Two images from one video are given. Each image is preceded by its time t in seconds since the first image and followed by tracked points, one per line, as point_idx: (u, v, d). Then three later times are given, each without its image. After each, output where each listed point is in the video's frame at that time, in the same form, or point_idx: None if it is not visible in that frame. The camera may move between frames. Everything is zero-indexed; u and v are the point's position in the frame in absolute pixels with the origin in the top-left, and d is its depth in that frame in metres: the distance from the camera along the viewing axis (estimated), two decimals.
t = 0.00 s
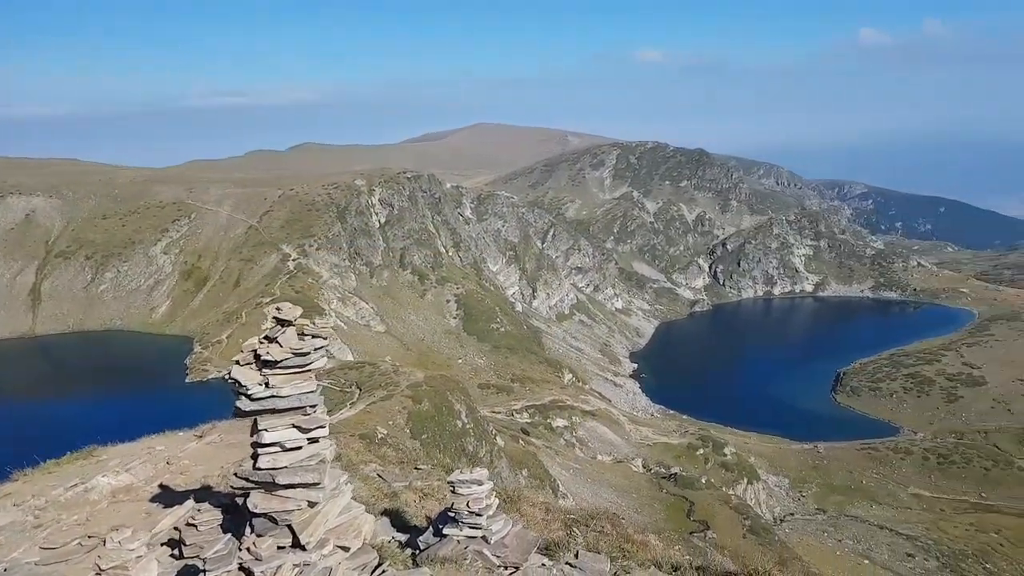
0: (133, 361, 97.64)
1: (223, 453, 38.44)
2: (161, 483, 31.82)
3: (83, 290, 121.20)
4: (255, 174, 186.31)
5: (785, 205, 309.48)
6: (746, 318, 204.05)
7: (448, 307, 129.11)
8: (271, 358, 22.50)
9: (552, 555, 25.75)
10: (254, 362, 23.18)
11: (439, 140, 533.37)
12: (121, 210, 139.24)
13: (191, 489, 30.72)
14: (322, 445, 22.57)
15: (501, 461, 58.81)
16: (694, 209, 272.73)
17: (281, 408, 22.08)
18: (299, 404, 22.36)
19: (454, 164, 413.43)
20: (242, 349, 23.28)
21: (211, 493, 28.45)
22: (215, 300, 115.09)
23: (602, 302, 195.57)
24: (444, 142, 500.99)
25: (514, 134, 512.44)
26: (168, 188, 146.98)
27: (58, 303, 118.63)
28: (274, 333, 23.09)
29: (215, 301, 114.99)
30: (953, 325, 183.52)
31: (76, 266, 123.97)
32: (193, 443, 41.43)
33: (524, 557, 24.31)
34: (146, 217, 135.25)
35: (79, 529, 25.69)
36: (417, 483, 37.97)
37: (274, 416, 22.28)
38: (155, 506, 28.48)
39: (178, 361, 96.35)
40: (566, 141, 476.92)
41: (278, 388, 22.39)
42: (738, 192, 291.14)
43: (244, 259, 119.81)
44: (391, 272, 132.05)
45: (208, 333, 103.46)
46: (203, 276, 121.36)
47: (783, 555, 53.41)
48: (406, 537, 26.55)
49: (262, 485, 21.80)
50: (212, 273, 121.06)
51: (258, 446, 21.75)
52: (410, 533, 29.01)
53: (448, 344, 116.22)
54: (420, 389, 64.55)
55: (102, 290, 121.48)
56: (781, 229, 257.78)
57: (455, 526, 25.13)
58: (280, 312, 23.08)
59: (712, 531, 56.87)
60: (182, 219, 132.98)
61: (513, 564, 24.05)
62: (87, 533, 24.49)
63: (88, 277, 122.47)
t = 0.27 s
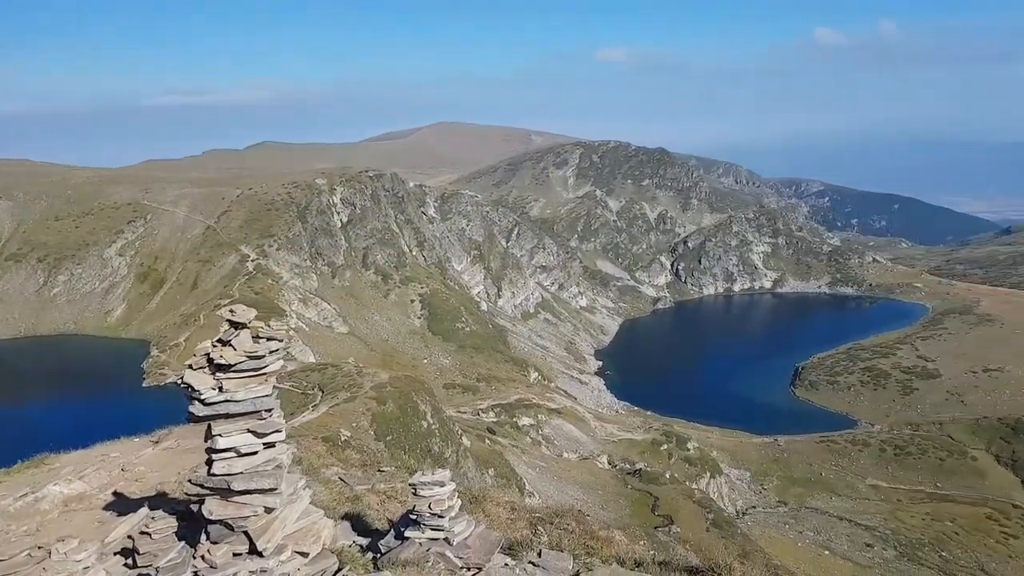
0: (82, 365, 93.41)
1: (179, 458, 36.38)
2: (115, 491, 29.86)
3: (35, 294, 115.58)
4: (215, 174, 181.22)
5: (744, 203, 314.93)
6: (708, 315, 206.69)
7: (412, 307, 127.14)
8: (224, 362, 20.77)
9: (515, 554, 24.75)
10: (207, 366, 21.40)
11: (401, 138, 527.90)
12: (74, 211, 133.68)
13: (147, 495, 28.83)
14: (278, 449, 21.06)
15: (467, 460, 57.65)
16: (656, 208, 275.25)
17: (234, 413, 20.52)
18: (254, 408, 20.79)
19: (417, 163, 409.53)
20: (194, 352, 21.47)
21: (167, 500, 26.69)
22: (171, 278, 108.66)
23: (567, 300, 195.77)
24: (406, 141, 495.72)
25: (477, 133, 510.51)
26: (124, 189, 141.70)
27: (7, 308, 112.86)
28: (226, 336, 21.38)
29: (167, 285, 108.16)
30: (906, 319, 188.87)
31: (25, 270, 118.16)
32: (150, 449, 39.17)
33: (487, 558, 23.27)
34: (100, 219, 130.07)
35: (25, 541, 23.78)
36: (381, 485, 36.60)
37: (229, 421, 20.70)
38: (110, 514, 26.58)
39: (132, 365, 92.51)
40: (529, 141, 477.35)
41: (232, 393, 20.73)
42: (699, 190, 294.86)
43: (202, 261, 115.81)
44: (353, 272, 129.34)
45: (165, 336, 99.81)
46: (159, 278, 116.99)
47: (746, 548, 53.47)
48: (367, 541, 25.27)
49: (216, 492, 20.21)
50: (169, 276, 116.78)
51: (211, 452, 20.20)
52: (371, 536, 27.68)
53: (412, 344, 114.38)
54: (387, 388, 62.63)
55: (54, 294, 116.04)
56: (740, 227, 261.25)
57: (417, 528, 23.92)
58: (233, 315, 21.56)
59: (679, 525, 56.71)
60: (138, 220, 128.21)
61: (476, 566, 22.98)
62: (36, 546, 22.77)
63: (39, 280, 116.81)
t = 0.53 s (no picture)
0: (26, 372, 88.84)
1: (133, 466, 34.44)
2: (65, 501, 28.00)
3: None
4: (171, 176, 175.39)
5: (701, 202, 320.12)
6: (668, 312, 209.09)
7: (374, 308, 124.82)
8: (173, 367, 19.72)
9: (478, 556, 24.01)
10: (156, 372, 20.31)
11: (360, 138, 520.59)
12: (21, 215, 127.64)
13: (100, 505, 27.08)
14: (233, 456, 19.91)
15: (430, 462, 56.50)
16: (617, 207, 277.41)
17: (186, 420, 19.45)
18: (206, 415, 19.73)
19: (376, 162, 404.23)
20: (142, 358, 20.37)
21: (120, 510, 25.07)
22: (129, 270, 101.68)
23: (529, 299, 195.66)
24: (365, 141, 489.29)
25: (437, 133, 507.02)
26: (73, 191, 135.96)
27: None
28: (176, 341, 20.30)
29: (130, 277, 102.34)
30: (858, 314, 194.37)
31: None
32: (102, 457, 37.02)
33: (449, 561, 22.48)
34: (48, 222, 124.38)
35: None
36: (341, 490, 35.38)
37: (180, 428, 19.58)
38: (60, 525, 24.72)
39: (82, 372, 88.40)
40: (490, 141, 476.37)
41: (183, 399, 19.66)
42: (657, 190, 298.69)
43: (155, 263, 111.55)
44: (312, 273, 126.28)
45: (118, 341, 95.72)
46: (111, 282, 112.25)
47: (708, 541, 53.75)
48: (326, 546, 24.27)
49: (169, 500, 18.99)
50: (121, 279, 112.24)
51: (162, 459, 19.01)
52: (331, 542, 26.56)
53: (374, 346, 112.32)
54: (348, 389, 61.06)
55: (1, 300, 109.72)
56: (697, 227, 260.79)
57: (377, 532, 22.98)
58: (182, 318, 20.23)
59: (641, 521, 56.76)
60: (89, 223, 122.99)
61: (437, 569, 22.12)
62: None
63: None
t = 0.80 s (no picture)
0: None
1: (76, 475, 32.26)
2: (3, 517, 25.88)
3: None
4: (118, 178, 168.61)
5: (655, 202, 325.25)
6: (624, 311, 211.26)
7: (329, 310, 122.01)
8: (116, 375, 18.42)
9: (435, 559, 23.23)
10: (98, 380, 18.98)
11: (312, 138, 510.78)
12: None
13: (42, 517, 25.16)
14: (180, 464, 18.67)
15: (387, 465, 55.31)
16: (573, 207, 279.03)
17: (131, 428, 18.26)
18: (152, 423, 18.55)
19: (330, 162, 396.91)
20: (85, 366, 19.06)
21: (65, 520, 23.29)
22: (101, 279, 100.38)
23: (487, 300, 195.11)
24: (318, 141, 480.44)
25: (391, 133, 501.39)
26: (13, 194, 129.54)
27: None
28: (118, 348, 18.94)
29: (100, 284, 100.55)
30: (807, 310, 200.23)
31: None
32: (43, 468, 34.57)
33: (406, 566, 21.65)
34: None
35: None
36: (295, 497, 34.13)
37: (124, 436, 18.32)
38: None
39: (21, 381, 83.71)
40: (445, 141, 473.90)
41: (127, 408, 18.47)
42: (612, 190, 301.90)
43: (100, 268, 107.07)
44: (265, 276, 122.67)
45: (62, 349, 91.37)
46: (55, 288, 107.71)
47: (666, 536, 54.23)
48: (277, 553, 23.03)
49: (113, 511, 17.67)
50: (65, 285, 107.67)
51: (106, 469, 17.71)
52: (283, 549, 25.28)
53: (329, 349, 109.82)
54: (302, 394, 59.28)
55: None
56: (652, 224, 268.72)
57: (330, 538, 21.91)
58: (125, 323, 18.89)
59: (600, 519, 56.85)
60: (30, 227, 117.21)
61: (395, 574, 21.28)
62: None
63: None
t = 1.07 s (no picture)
0: None
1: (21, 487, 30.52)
2: None
3: None
4: (67, 181, 160.31)
5: (617, 202, 328.35)
6: (589, 310, 212.57)
7: (290, 314, 119.52)
8: (67, 384, 18.20)
9: (400, 565, 22.31)
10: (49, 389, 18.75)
11: (270, 139, 500.53)
12: None
13: None
14: (135, 474, 18.70)
15: (354, 471, 54.19)
16: (537, 208, 279.74)
17: (84, 438, 18.11)
18: (107, 433, 18.39)
19: (289, 163, 389.59)
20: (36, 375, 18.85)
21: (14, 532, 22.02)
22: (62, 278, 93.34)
23: (453, 301, 194.02)
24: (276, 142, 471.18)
25: (351, 134, 495.04)
26: None
27: None
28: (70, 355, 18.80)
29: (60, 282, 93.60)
30: (767, 307, 204.44)
31: None
32: None
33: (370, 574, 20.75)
34: None
35: None
36: (256, 505, 32.99)
37: (77, 447, 18.19)
38: None
39: None
40: (407, 142, 470.17)
41: (80, 416, 18.29)
42: (575, 191, 303.87)
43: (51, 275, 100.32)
44: (223, 280, 119.54)
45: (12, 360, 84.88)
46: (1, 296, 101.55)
47: (632, 533, 54.40)
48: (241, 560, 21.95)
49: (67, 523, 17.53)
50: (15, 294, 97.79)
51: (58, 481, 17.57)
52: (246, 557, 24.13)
53: (291, 353, 107.45)
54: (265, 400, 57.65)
55: None
56: (615, 225, 271.71)
57: (290, 546, 20.72)
58: (76, 332, 18.94)
59: (568, 516, 56.70)
60: None
61: None
62: None
63: None
